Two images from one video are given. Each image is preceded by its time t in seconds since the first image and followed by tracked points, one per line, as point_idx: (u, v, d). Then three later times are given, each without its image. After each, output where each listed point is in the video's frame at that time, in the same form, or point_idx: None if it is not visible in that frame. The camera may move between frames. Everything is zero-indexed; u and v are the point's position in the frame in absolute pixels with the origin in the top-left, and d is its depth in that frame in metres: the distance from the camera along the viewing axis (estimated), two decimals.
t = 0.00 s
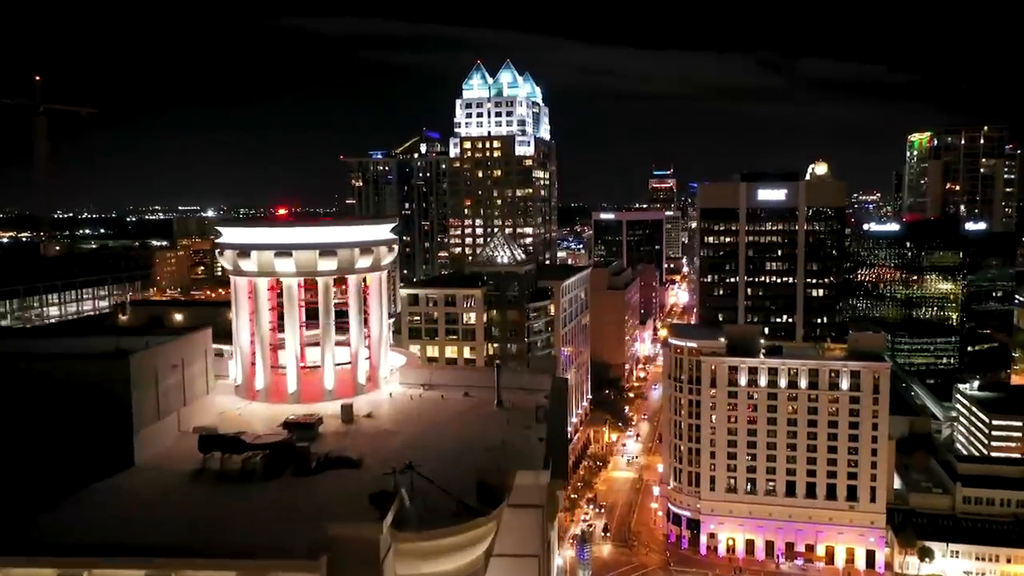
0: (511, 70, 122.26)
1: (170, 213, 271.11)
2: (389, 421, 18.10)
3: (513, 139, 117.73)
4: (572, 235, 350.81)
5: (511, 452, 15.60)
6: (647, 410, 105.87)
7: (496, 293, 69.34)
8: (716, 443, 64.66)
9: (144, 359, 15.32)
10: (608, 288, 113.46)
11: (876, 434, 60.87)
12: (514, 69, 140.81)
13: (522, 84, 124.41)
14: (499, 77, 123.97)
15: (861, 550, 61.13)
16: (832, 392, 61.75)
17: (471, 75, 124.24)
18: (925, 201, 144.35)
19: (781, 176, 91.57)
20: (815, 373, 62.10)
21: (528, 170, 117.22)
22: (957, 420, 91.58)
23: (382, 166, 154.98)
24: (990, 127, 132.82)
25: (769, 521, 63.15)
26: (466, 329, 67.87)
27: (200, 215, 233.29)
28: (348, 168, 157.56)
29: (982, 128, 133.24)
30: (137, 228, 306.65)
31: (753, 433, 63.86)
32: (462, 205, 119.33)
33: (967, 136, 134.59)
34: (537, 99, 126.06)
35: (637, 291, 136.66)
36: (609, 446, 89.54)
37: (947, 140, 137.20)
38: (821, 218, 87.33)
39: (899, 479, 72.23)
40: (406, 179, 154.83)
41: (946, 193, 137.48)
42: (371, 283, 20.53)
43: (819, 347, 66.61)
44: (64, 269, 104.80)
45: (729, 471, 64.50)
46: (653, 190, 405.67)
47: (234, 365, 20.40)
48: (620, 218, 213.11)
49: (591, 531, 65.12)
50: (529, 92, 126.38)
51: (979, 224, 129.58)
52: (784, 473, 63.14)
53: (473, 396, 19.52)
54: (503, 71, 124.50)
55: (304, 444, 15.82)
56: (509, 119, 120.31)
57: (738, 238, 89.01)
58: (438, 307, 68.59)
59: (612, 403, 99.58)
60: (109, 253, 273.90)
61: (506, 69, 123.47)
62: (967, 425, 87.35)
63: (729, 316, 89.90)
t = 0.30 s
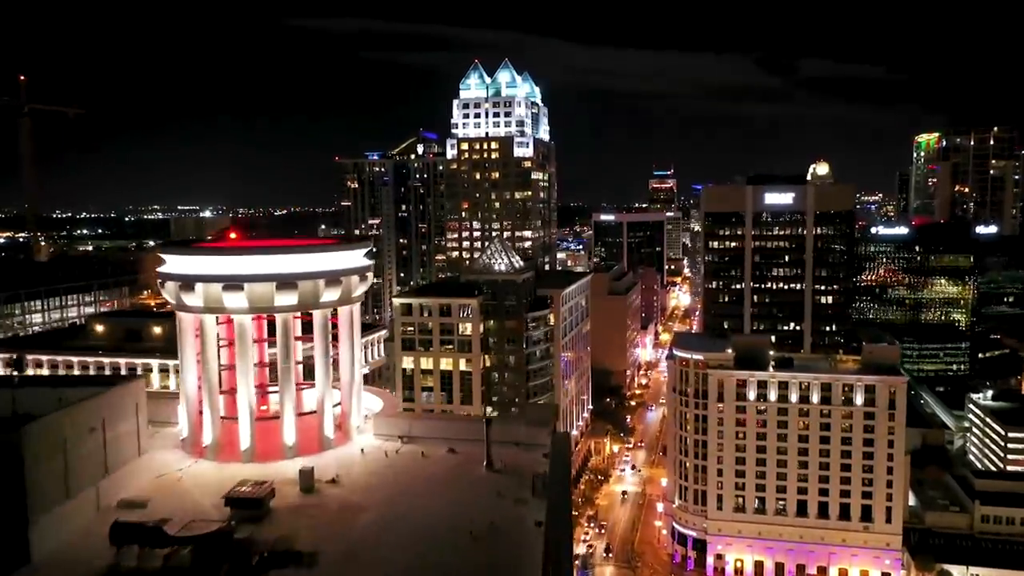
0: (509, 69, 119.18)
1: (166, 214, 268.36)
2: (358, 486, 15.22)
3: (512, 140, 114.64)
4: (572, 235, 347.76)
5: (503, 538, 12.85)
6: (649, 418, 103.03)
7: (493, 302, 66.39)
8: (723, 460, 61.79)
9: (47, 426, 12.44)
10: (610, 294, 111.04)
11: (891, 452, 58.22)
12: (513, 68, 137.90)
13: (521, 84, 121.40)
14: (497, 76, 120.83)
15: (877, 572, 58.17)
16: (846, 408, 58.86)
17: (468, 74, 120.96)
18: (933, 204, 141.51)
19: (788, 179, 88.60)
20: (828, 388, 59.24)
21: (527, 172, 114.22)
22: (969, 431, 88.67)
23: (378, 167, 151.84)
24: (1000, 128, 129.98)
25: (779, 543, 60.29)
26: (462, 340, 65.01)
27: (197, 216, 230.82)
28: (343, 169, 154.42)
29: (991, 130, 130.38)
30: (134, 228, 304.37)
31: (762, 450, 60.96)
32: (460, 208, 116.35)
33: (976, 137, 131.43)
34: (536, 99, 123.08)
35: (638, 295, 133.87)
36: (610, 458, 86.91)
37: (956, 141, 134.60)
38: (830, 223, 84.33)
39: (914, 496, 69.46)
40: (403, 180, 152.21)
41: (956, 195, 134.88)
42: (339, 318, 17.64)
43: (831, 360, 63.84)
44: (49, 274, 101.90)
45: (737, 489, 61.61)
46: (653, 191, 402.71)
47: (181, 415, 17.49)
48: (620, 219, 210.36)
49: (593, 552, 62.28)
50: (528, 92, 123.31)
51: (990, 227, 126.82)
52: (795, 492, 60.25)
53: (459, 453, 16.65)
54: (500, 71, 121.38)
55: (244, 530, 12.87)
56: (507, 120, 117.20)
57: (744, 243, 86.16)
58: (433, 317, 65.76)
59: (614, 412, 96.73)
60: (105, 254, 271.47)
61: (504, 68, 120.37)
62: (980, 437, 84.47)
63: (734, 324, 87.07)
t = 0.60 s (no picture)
0: (508, 68, 116.02)
1: (162, 214, 265.17)
2: None
3: (511, 141, 111.50)
4: (571, 236, 344.94)
5: None
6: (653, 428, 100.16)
7: (490, 311, 63.64)
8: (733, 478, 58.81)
9: None
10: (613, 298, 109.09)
11: (910, 470, 55.19)
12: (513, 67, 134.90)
13: (520, 82, 118.28)
14: (495, 75, 117.66)
15: None
16: (862, 424, 55.87)
17: (466, 73, 117.98)
18: (941, 205, 138.56)
19: (796, 182, 85.56)
20: (843, 403, 56.26)
21: (526, 174, 111.14)
22: (984, 442, 85.61)
23: (374, 168, 148.69)
24: (1011, 128, 126.96)
25: (791, 566, 57.15)
26: (458, 352, 62.11)
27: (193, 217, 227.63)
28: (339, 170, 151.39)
29: (1002, 130, 127.47)
30: (130, 228, 300.92)
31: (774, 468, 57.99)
32: (457, 210, 113.33)
33: (987, 138, 129.16)
34: (535, 98, 119.96)
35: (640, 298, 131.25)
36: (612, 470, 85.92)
37: (966, 142, 132.41)
38: (840, 228, 81.34)
39: (930, 514, 66.53)
40: (400, 181, 149.63)
41: (964, 196, 131.89)
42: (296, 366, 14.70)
43: (844, 372, 60.96)
44: (33, 279, 98.72)
45: (747, 508, 58.60)
46: (654, 190, 399.95)
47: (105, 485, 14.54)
48: (621, 220, 207.60)
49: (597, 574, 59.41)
50: (527, 91, 120.18)
51: (1001, 231, 119.91)
52: (808, 512, 57.10)
53: (442, 535, 13.86)
54: (499, 69, 118.32)
55: None
56: (505, 120, 113.98)
57: (751, 247, 83.43)
58: (428, 327, 62.87)
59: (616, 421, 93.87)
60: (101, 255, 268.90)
61: (502, 67, 117.30)
62: (995, 448, 81.40)
63: (740, 331, 84.21)
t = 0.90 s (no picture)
0: (507, 67, 112.66)
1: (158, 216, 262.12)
2: None
3: (510, 142, 107.78)
4: (572, 236, 341.24)
5: None
6: (656, 439, 97.04)
7: (486, 323, 60.51)
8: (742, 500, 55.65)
9: None
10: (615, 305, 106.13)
11: (931, 493, 52.09)
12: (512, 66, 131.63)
13: (519, 82, 114.95)
14: (494, 74, 114.30)
15: None
16: (881, 444, 52.72)
17: (463, 72, 114.70)
18: (951, 208, 135.25)
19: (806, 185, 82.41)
20: (860, 422, 53.07)
21: (525, 176, 107.87)
22: (1000, 456, 82.28)
23: (370, 169, 145.36)
24: None
25: None
26: (453, 365, 59.01)
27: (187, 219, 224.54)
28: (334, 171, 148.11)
29: (1015, 131, 123.72)
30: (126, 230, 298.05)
31: (786, 490, 54.82)
32: (455, 214, 110.20)
33: (999, 139, 125.19)
34: (535, 98, 116.63)
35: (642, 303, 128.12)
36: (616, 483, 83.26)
37: (977, 143, 128.33)
38: (852, 233, 78.08)
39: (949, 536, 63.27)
40: (396, 183, 146.70)
41: (976, 198, 128.02)
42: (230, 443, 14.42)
43: (860, 388, 57.76)
44: (16, 286, 95.82)
45: (758, 532, 55.42)
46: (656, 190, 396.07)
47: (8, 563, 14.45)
48: (622, 222, 204.22)
49: None
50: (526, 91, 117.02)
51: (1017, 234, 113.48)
52: (822, 537, 53.92)
53: None
54: (498, 68, 114.94)
55: None
56: (504, 121, 110.63)
57: (759, 253, 80.17)
58: (421, 340, 59.73)
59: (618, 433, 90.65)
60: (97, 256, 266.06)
61: (502, 65, 113.88)
62: (1013, 462, 78.06)
63: (748, 341, 80.98)
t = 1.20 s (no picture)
0: (506, 65, 109.13)
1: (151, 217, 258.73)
2: None
3: (508, 143, 104.14)
4: (572, 237, 337.60)
5: None
6: (659, 450, 93.83)
7: (483, 334, 57.21)
8: (753, 524, 52.34)
9: None
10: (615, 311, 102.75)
11: (956, 518, 48.79)
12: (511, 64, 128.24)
13: (518, 81, 111.40)
14: (492, 73, 110.84)
15: None
16: (902, 465, 49.42)
17: (460, 70, 111.25)
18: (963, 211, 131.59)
19: (816, 188, 79.18)
20: (881, 442, 49.75)
21: (524, 178, 104.50)
22: (1018, 470, 79.03)
23: (365, 170, 141.91)
24: None
25: None
26: (447, 380, 55.84)
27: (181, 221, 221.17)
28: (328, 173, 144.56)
29: None
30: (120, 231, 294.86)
31: (801, 514, 51.49)
32: (451, 217, 106.90)
33: (1011, 140, 121.66)
34: (534, 98, 113.15)
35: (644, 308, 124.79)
36: (618, 498, 79.85)
37: (989, 144, 124.53)
38: (866, 238, 74.76)
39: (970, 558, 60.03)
40: (392, 185, 143.54)
41: (988, 201, 124.46)
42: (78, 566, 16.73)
43: (879, 404, 54.42)
44: None
45: (770, 558, 52.08)
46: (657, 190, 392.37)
47: None
48: (623, 224, 200.99)
49: None
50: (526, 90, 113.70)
51: None
52: (840, 564, 50.58)
53: None
54: (496, 67, 111.34)
55: None
56: (502, 121, 107.20)
57: (767, 259, 77.01)
58: (413, 353, 56.44)
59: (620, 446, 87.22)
60: (90, 257, 262.88)
61: (500, 64, 110.37)
62: None
63: (756, 350, 77.57)
